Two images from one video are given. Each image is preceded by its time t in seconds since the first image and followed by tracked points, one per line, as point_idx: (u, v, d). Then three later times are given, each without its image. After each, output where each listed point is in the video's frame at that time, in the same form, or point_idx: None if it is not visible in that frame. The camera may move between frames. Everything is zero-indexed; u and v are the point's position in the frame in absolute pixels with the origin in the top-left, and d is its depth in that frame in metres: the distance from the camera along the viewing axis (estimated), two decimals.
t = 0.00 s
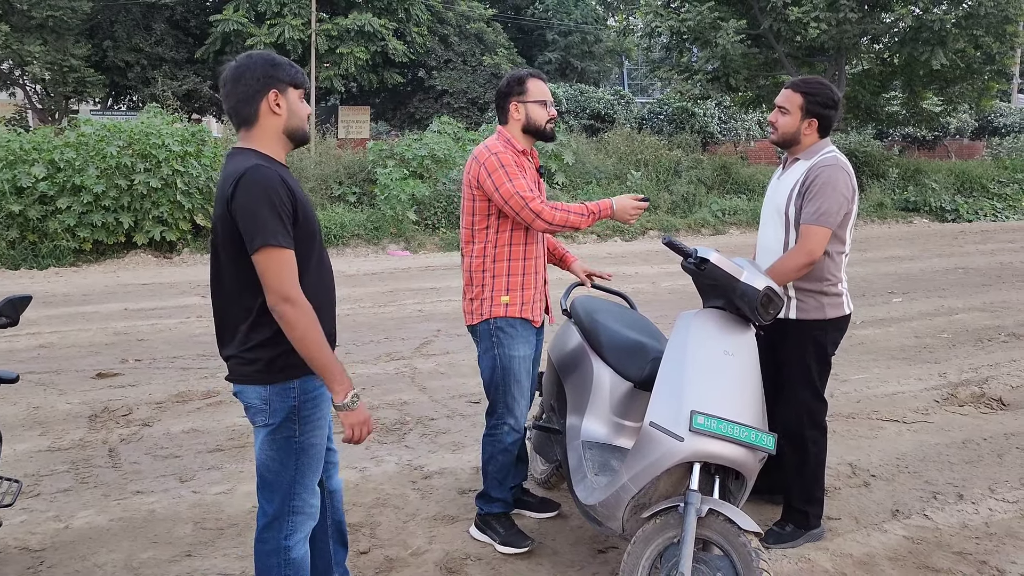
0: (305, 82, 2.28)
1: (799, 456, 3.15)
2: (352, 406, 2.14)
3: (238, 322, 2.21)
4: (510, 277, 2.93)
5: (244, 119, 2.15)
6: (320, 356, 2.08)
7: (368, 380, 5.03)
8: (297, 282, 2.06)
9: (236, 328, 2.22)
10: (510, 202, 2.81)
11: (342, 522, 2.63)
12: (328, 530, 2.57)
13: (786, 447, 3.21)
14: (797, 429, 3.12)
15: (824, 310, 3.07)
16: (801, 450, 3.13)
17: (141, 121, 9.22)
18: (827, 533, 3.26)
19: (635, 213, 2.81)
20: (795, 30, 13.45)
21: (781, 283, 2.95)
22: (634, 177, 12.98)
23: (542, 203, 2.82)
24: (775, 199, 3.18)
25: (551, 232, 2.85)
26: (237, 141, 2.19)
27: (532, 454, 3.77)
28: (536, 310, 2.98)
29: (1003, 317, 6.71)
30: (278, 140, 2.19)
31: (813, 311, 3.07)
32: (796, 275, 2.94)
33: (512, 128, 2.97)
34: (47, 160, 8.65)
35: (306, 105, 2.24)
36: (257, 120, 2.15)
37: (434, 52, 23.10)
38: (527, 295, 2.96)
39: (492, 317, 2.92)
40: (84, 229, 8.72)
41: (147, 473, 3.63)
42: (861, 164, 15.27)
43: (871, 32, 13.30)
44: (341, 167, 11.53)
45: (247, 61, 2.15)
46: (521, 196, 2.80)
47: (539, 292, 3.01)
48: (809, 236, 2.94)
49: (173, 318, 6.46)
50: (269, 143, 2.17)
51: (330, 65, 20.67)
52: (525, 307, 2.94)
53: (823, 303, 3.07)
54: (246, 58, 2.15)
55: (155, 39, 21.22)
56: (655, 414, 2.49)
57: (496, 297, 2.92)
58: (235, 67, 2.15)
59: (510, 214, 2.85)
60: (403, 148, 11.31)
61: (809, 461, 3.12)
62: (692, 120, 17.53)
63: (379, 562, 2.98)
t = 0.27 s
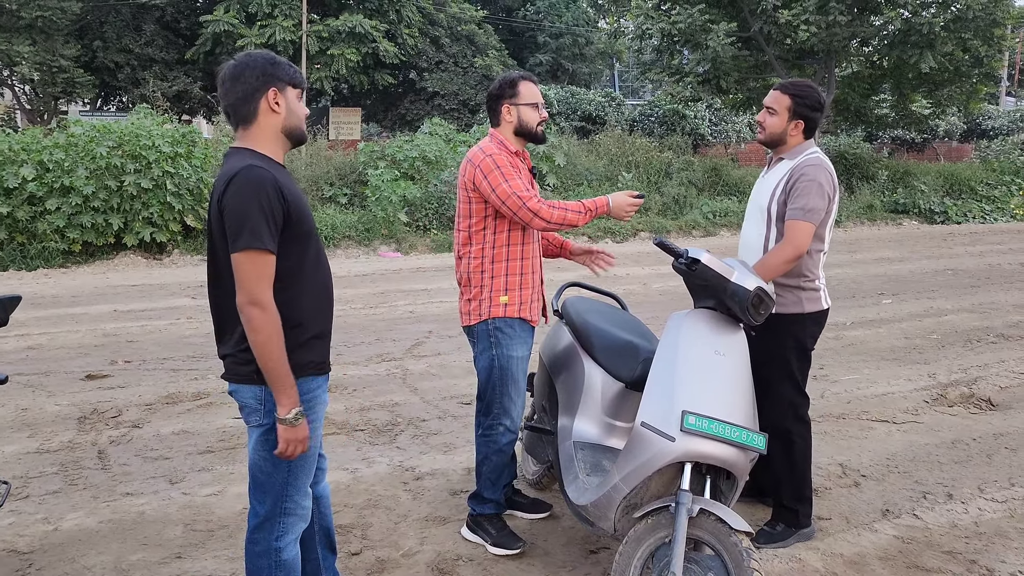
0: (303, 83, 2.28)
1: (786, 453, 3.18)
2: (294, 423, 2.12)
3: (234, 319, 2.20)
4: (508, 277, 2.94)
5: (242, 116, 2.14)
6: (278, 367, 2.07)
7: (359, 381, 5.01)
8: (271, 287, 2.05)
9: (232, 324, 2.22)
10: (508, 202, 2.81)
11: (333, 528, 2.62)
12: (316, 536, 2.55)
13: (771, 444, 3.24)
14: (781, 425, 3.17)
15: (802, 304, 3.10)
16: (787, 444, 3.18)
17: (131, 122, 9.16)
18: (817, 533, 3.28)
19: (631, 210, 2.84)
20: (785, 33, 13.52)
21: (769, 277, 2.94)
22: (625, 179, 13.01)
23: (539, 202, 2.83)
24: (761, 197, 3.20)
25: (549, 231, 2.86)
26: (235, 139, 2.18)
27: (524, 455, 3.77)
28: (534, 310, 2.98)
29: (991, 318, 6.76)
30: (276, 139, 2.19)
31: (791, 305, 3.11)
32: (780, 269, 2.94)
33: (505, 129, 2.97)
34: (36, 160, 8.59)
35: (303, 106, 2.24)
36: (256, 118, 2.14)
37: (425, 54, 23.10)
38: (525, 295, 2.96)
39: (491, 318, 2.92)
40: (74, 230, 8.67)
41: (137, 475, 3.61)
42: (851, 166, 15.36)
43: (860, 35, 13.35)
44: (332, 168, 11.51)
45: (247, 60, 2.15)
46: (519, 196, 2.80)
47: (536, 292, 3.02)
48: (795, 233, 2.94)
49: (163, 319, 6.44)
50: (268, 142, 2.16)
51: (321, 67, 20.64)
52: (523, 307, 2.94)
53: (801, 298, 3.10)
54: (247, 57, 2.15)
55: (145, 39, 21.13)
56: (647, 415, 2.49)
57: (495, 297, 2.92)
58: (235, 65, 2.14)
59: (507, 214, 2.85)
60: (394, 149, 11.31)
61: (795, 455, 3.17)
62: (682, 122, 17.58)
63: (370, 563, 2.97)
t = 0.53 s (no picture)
0: (304, 82, 2.27)
1: (772, 449, 3.20)
2: (278, 428, 2.11)
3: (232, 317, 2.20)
4: (507, 277, 2.94)
5: (242, 114, 2.13)
6: (266, 368, 2.06)
7: (353, 381, 5.00)
8: (264, 288, 2.04)
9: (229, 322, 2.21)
10: (508, 202, 2.81)
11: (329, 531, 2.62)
12: (311, 536, 2.55)
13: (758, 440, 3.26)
14: (767, 420, 3.20)
15: (787, 301, 3.13)
16: (772, 438, 3.20)
17: (124, 122, 9.12)
18: (811, 532, 3.28)
19: (628, 208, 2.85)
20: (779, 34, 13.56)
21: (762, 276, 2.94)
22: (619, 180, 13.02)
23: (539, 202, 2.83)
24: (747, 197, 3.22)
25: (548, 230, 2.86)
26: (233, 136, 2.17)
27: (518, 455, 3.77)
28: (532, 309, 2.98)
29: (984, 318, 6.79)
30: (276, 139, 2.19)
31: (775, 301, 3.14)
32: (771, 266, 2.94)
33: (503, 129, 2.97)
34: (28, 160, 8.54)
35: (303, 106, 2.24)
36: (257, 116, 2.14)
37: (419, 54, 23.10)
38: (523, 294, 2.96)
39: (489, 317, 2.92)
40: (66, 230, 8.63)
41: (130, 475, 3.59)
42: (844, 167, 15.40)
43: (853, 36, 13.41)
44: (325, 168, 11.48)
45: (249, 58, 2.14)
46: (519, 195, 2.80)
47: (534, 292, 3.02)
48: (782, 232, 2.95)
49: (156, 319, 6.41)
50: (267, 141, 2.16)
51: (315, 67, 20.60)
52: (521, 306, 2.94)
53: (785, 294, 3.13)
54: (249, 55, 2.14)
55: (138, 39, 21.06)
56: (642, 414, 2.49)
57: (493, 296, 2.92)
58: (236, 62, 2.14)
59: (507, 214, 2.85)
60: (388, 150, 11.32)
61: (780, 448, 3.18)
62: (676, 123, 17.60)
63: (365, 563, 2.97)
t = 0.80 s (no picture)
0: (303, 81, 2.27)
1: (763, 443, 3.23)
2: (314, 418, 2.13)
3: (228, 318, 2.19)
4: (505, 276, 2.93)
5: (241, 113, 2.13)
6: (289, 363, 2.06)
7: (349, 381, 5.00)
8: (271, 286, 2.04)
9: (226, 324, 2.20)
10: (507, 202, 2.81)
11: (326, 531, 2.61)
12: (308, 536, 2.54)
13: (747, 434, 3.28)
14: (758, 415, 3.22)
15: (785, 297, 3.16)
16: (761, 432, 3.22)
17: (119, 121, 9.11)
18: (808, 532, 3.29)
19: (624, 208, 2.84)
20: (774, 34, 13.57)
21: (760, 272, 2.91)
22: (615, 180, 13.02)
23: (538, 201, 2.83)
24: (740, 197, 3.22)
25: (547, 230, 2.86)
26: (231, 136, 2.17)
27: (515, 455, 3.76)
28: (530, 310, 2.98)
29: (979, 319, 6.80)
30: (275, 138, 2.18)
31: (773, 299, 3.16)
32: (768, 262, 2.93)
33: (502, 129, 2.96)
34: (23, 160, 8.51)
35: (302, 105, 2.23)
36: (255, 115, 2.13)
37: (415, 54, 23.09)
38: (521, 295, 2.95)
39: (487, 317, 2.91)
40: (61, 230, 8.61)
41: (126, 475, 3.58)
42: (840, 168, 15.44)
43: (849, 37, 13.45)
44: (321, 168, 11.46)
45: (248, 56, 2.13)
46: (519, 196, 2.80)
47: (532, 292, 3.01)
48: (776, 228, 2.95)
49: (151, 319, 6.39)
50: (266, 141, 2.16)
51: (310, 67, 20.58)
52: (519, 306, 2.94)
53: (783, 292, 3.16)
54: (247, 53, 2.14)
55: (134, 39, 21.03)
56: (639, 414, 2.49)
57: (491, 296, 2.92)
58: (234, 61, 2.13)
59: (506, 214, 2.85)
60: (384, 150, 11.32)
61: (769, 442, 3.21)
62: (672, 124, 17.60)
63: (362, 563, 2.96)
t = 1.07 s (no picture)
0: (300, 80, 2.27)
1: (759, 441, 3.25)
2: (320, 413, 2.14)
3: (228, 317, 2.19)
4: (502, 276, 2.93)
5: (240, 112, 2.13)
6: (296, 360, 2.07)
7: (347, 381, 5.00)
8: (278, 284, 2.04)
9: (226, 323, 2.20)
10: (503, 201, 2.81)
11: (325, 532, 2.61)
12: (306, 536, 2.54)
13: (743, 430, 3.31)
14: (757, 413, 3.23)
15: (783, 295, 3.17)
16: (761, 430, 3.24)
17: (116, 122, 9.10)
18: (806, 531, 3.29)
19: (621, 208, 2.85)
20: (771, 35, 13.59)
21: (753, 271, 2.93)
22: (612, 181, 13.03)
23: (535, 200, 2.83)
24: (734, 195, 3.24)
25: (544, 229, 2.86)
26: (230, 135, 2.16)
27: (513, 454, 3.77)
28: (527, 309, 2.98)
29: (976, 318, 6.82)
30: (274, 136, 2.18)
31: (771, 296, 3.18)
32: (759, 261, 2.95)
33: (498, 129, 2.96)
34: (19, 160, 8.50)
35: (301, 104, 2.24)
36: (254, 114, 2.13)
37: (412, 55, 23.09)
38: (518, 294, 2.96)
39: (485, 317, 2.91)
40: (58, 231, 8.60)
41: (123, 475, 3.58)
42: (837, 168, 15.46)
43: (846, 37, 13.47)
44: (318, 168, 11.45)
45: (246, 55, 2.13)
46: (515, 195, 2.80)
47: (529, 292, 3.02)
48: (767, 227, 2.97)
49: (149, 320, 6.39)
50: (265, 140, 2.16)
51: (308, 67, 20.58)
52: (516, 305, 2.94)
53: (781, 290, 3.17)
54: (246, 53, 2.13)
55: (130, 39, 21.01)
56: (636, 413, 2.49)
57: (488, 295, 2.92)
58: (232, 61, 2.13)
59: (503, 213, 2.85)
60: (381, 150, 11.32)
61: (768, 440, 3.24)
62: (669, 124, 17.62)
63: (360, 563, 2.96)
